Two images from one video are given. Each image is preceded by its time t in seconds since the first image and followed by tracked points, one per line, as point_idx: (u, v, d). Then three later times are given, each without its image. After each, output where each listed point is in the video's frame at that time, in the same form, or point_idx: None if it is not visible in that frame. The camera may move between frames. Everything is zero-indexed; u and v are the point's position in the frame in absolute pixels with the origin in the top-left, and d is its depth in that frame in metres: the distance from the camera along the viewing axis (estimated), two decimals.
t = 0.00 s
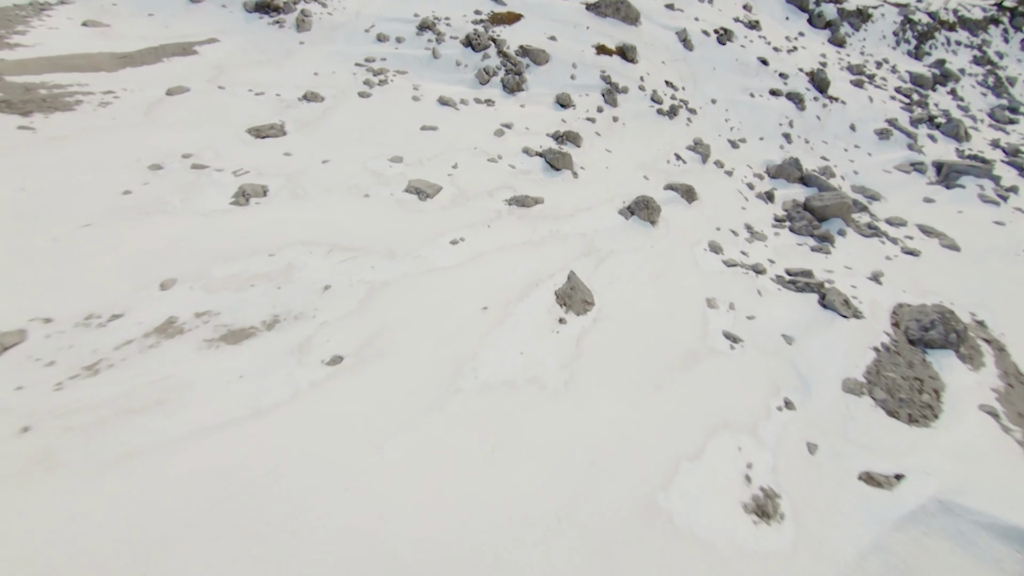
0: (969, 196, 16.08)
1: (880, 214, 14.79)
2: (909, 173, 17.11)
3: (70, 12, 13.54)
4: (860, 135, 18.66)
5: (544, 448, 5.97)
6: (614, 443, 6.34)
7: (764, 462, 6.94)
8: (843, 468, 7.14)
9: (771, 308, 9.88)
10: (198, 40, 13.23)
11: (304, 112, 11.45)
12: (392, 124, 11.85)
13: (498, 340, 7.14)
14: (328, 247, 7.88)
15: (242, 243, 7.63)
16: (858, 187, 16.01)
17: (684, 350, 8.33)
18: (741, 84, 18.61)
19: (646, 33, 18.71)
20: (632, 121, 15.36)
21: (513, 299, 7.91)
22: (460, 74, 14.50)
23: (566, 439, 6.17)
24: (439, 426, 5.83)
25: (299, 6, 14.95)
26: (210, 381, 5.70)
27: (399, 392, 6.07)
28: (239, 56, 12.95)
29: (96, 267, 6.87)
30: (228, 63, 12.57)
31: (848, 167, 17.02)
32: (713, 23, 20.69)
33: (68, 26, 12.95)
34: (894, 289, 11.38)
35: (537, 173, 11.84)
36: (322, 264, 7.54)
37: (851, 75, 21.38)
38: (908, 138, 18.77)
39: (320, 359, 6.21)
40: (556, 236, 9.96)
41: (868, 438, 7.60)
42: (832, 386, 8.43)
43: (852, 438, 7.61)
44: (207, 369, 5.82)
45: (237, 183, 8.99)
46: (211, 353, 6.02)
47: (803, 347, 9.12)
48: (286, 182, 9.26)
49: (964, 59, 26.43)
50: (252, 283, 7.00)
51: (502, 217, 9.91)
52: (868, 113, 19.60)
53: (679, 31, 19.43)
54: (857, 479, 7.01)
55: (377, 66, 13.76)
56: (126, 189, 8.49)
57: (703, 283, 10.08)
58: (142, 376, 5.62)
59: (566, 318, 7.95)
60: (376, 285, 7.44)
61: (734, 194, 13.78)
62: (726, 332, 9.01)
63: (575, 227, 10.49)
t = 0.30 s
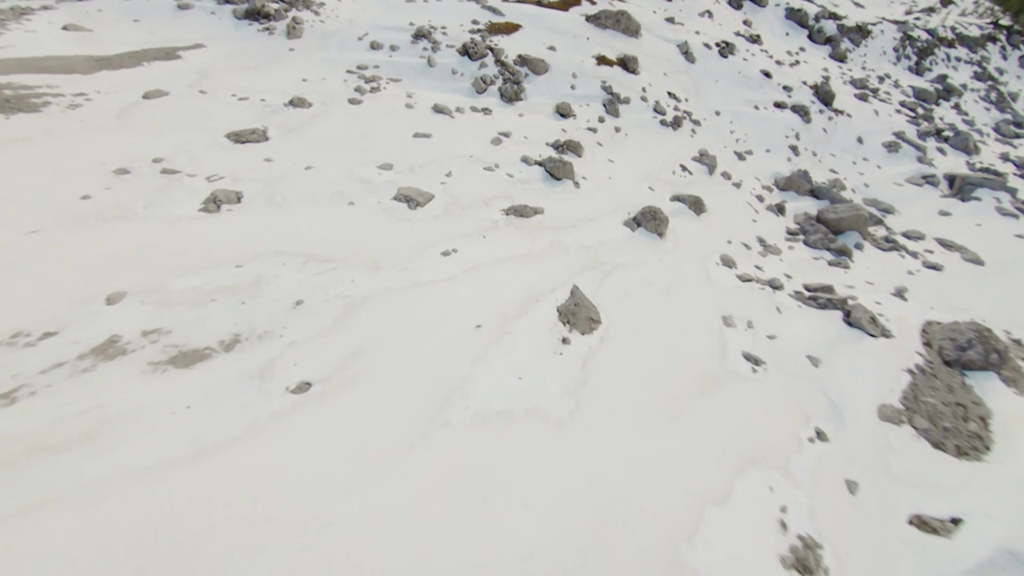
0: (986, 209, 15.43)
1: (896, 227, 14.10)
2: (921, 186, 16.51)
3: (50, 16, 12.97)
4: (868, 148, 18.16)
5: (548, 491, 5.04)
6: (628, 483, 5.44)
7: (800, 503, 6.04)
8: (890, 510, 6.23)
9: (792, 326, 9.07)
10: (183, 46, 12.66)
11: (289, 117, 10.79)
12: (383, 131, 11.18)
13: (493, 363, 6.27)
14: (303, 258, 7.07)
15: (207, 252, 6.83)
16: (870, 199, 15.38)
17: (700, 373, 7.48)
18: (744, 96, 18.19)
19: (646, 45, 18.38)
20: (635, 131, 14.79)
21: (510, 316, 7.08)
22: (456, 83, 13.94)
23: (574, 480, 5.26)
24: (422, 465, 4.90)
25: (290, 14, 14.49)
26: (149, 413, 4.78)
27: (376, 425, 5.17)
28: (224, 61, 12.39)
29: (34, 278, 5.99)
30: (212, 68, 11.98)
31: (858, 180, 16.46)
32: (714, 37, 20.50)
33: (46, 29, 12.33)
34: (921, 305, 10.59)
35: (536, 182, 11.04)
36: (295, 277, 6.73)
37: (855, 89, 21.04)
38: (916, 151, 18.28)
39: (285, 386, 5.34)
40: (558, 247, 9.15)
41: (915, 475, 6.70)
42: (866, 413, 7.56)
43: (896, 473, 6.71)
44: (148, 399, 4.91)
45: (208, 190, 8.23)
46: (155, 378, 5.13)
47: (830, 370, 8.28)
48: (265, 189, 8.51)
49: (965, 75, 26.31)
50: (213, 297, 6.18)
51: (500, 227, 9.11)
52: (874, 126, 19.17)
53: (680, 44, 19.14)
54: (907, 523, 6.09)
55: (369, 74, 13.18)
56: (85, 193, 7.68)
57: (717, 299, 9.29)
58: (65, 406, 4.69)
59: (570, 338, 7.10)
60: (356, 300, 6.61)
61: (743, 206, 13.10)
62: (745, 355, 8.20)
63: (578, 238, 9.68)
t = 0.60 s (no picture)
0: (1007, 227, 14.73)
1: (915, 246, 13.33)
2: (935, 205, 15.88)
3: (24, 26, 12.39)
4: (876, 167, 17.63)
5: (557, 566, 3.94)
6: (655, 550, 4.34)
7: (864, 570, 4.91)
8: None
9: (822, 353, 8.11)
10: (163, 57, 12.08)
11: (269, 128, 10.07)
12: (370, 143, 10.43)
13: (486, 398, 5.25)
14: (266, 274, 6.14)
15: (154, 267, 5.89)
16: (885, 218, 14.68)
17: (727, 408, 6.47)
18: (747, 115, 17.78)
19: (645, 65, 18.09)
20: (637, 148, 14.18)
21: (506, 340, 6.10)
22: (450, 97, 13.35)
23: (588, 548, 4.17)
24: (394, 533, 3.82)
25: (279, 29, 14.05)
26: (38, 465, 3.69)
27: (337, 476, 4.12)
28: (206, 73, 11.78)
29: None
30: (192, 79, 11.35)
31: (869, 199, 15.82)
32: (712, 58, 20.34)
33: (17, 37, 11.70)
34: (957, 328, 9.66)
35: (534, 198, 10.10)
36: (255, 296, 5.77)
37: (857, 109, 20.77)
38: (925, 170, 17.78)
39: (226, 430, 4.29)
40: (560, 264, 8.23)
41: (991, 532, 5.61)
42: (921, 454, 6.52)
43: (969, 530, 5.61)
44: (42, 446, 3.83)
45: (168, 200, 7.34)
46: (58, 418, 4.06)
47: (871, 403, 7.28)
48: (233, 201, 7.65)
49: (963, 97, 26.33)
50: (152, 318, 5.20)
51: (496, 242, 8.20)
52: (880, 145, 18.75)
53: (680, 64, 18.88)
54: None
55: (359, 87, 12.56)
56: (22, 200, 6.75)
57: (737, 323, 8.35)
58: None
59: (577, 367, 6.09)
60: (325, 322, 5.63)
61: (755, 223, 12.32)
62: (775, 386, 7.21)
63: (581, 255, 8.78)
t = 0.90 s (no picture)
0: None
1: (935, 263, 12.63)
2: (949, 221, 15.29)
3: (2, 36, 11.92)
4: (883, 184, 17.13)
5: None
6: None
7: None
8: None
9: (855, 379, 7.26)
10: (144, 68, 11.59)
11: (250, 138, 9.43)
12: (357, 154, 9.78)
13: (477, 436, 4.35)
14: (222, 289, 5.35)
15: (93, 279, 5.09)
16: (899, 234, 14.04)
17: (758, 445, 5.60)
18: (749, 132, 17.40)
19: (644, 83, 17.82)
20: (639, 162, 13.62)
21: (501, 366, 5.24)
22: (444, 111, 12.83)
23: None
24: None
25: (269, 42, 13.66)
26: None
27: (284, 541, 3.18)
28: (188, 84, 11.25)
29: None
30: (172, 89, 10.80)
31: (879, 216, 15.24)
32: (711, 78, 20.18)
33: None
34: (997, 349, 8.82)
35: (533, 210, 9.33)
36: (206, 314, 4.95)
37: (858, 128, 20.50)
38: (933, 187, 17.29)
39: (145, 481, 3.37)
40: (562, 280, 7.42)
41: None
42: (988, 497, 5.58)
43: None
44: None
45: (125, 208, 6.58)
46: None
47: (919, 436, 6.38)
48: (200, 210, 6.90)
49: (960, 117, 26.29)
50: (77, 338, 4.36)
51: (491, 256, 7.42)
52: (885, 162, 18.35)
53: (679, 82, 18.65)
54: None
55: (349, 99, 12.03)
56: None
57: (759, 346, 7.53)
58: None
59: (584, 398, 5.21)
60: (287, 346, 4.78)
61: (766, 240, 11.63)
62: (810, 418, 6.32)
63: (585, 271, 7.98)
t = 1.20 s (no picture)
0: None
1: (962, 285, 11.80)
2: (966, 243, 14.59)
3: None
4: (892, 207, 16.57)
5: None
6: None
7: None
8: None
9: (909, 415, 6.23)
10: (120, 84, 11.02)
11: (223, 152, 8.70)
12: (339, 169, 9.02)
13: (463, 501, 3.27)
14: (152, 309, 4.42)
15: None
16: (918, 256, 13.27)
17: (814, 502, 4.51)
18: (751, 155, 16.96)
19: (642, 107, 17.53)
20: (641, 182, 12.98)
21: (494, 403, 4.22)
22: (437, 130, 12.23)
23: None
24: None
25: (257, 63, 13.24)
26: None
27: None
28: (165, 100, 10.63)
29: None
30: (146, 104, 10.16)
31: (893, 238, 14.54)
32: (708, 104, 20.02)
33: None
34: None
35: (531, 227, 8.50)
36: (125, 339, 3.98)
37: (860, 152, 20.20)
38: (943, 209, 16.73)
39: None
40: (565, 302, 6.46)
41: None
42: None
43: None
44: None
45: (58, 218, 5.66)
46: None
47: (1001, 484, 5.28)
48: (149, 223, 6.00)
49: (957, 143, 26.27)
50: None
51: (485, 274, 6.49)
52: (891, 185, 17.89)
53: (677, 108, 18.39)
54: None
55: (336, 117, 11.42)
56: None
57: (793, 377, 6.53)
58: None
59: (597, 444, 4.17)
60: (222, 380, 3.78)
61: (781, 262, 10.81)
62: (867, 463, 5.26)
63: (592, 291, 7.05)
